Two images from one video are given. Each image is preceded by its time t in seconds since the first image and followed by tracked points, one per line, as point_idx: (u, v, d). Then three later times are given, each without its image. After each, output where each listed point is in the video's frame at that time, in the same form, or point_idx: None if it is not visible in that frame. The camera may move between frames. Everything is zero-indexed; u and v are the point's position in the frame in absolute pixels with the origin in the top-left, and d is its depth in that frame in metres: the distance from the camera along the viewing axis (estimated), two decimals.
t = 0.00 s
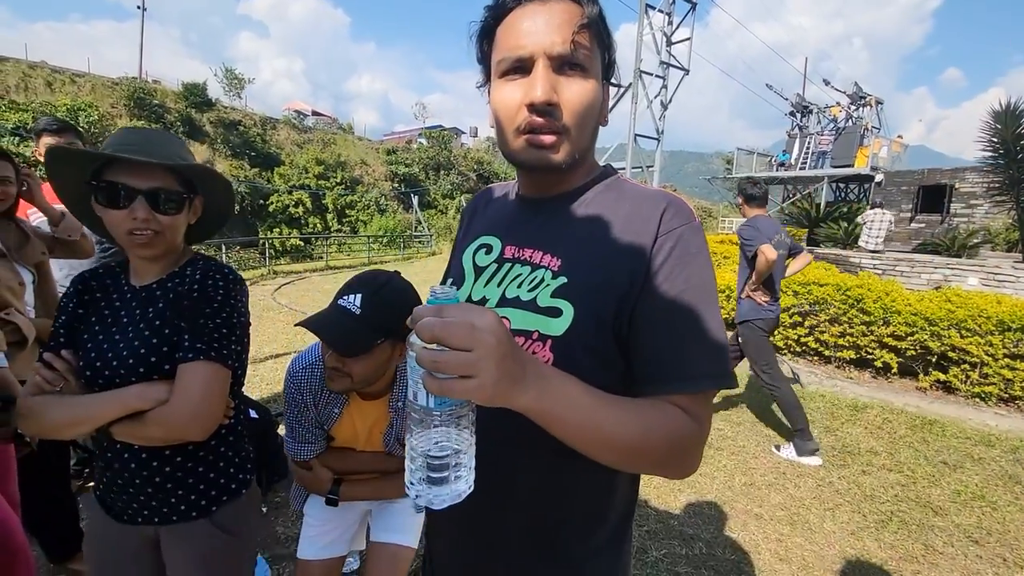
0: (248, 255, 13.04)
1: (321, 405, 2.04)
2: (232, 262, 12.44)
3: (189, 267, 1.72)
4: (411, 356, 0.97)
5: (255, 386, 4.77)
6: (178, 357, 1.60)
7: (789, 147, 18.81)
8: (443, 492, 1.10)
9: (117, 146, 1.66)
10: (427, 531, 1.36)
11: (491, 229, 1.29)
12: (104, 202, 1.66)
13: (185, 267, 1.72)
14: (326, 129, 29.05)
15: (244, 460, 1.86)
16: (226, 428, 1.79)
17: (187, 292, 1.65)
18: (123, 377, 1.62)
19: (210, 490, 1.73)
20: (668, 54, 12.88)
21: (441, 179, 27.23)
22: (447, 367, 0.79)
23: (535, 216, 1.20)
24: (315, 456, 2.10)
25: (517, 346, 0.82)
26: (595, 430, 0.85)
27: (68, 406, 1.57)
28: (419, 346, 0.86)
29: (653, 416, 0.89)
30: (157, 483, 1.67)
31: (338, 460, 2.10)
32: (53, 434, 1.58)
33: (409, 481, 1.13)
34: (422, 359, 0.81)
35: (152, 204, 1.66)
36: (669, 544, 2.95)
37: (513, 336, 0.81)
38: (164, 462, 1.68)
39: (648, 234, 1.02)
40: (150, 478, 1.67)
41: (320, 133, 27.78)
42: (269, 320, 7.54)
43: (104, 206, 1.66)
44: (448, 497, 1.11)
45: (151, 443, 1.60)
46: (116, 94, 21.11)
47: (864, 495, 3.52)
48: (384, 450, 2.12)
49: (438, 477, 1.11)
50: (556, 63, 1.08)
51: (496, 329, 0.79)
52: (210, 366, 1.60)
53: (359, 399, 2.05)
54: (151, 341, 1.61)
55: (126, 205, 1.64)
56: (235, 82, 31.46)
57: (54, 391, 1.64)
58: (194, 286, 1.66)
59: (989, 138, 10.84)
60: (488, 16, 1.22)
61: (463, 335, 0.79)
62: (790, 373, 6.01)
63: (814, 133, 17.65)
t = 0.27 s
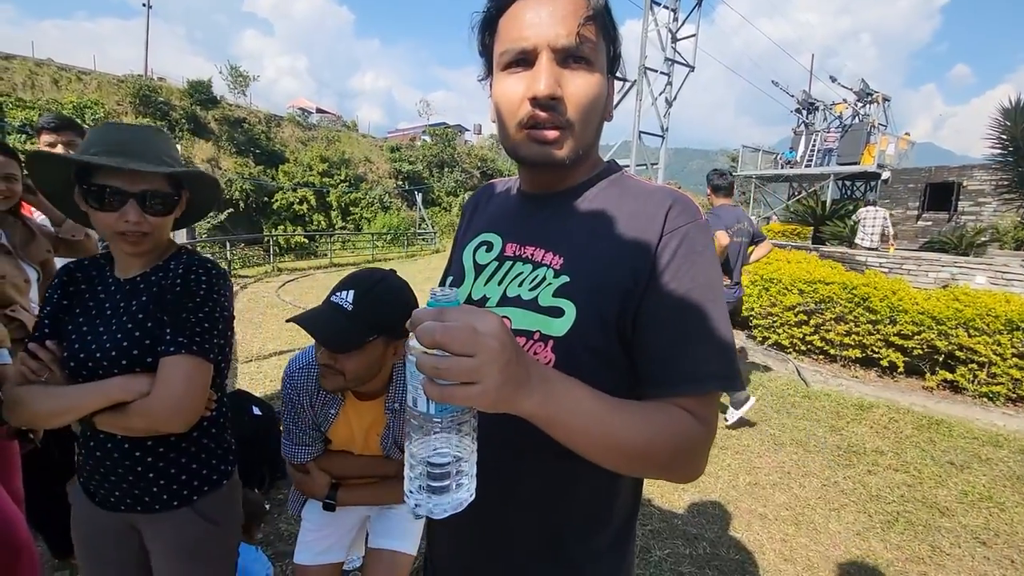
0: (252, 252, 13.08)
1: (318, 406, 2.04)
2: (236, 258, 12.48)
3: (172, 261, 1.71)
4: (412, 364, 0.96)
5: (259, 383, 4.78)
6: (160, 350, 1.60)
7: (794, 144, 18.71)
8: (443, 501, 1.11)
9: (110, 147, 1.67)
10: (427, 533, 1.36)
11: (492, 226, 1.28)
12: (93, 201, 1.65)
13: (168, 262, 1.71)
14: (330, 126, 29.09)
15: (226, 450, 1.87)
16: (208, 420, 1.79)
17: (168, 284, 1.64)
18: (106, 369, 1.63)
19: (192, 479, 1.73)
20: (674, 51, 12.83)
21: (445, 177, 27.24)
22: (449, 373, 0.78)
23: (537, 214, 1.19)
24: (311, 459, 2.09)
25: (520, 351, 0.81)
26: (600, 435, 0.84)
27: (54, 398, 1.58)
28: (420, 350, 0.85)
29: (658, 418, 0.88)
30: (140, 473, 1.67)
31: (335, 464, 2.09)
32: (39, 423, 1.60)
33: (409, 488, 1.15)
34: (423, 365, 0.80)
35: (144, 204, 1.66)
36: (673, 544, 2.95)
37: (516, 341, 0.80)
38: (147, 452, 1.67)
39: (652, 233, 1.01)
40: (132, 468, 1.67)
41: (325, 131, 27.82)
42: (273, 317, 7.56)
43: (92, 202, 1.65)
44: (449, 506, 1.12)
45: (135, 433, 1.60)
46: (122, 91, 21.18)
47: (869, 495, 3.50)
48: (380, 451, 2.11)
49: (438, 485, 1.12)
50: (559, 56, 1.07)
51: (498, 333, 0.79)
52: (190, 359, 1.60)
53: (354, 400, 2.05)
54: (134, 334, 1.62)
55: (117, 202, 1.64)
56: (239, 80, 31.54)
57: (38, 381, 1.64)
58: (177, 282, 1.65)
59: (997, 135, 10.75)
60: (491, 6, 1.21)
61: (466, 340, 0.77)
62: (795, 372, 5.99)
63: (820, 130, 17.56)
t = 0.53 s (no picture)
0: (259, 249, 13.15)
1: (322, 371, 2.07)
2: (244, 256, 12.56)
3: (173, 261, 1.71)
4: (423, 361, 0.98)
5: (266, 380, 4.81)
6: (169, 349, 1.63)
7: (802, 142, 18.59)
8: (452, 502, 1.13)
9: (137, 156, 1.67)
10: (436, 531, 1.36)
11: (502, 224, 1.28)
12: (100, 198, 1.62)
13: (169, 262, 1.70)
14: (336, 124, 29.17)
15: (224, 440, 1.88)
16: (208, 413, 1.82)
17: (175, 283, 1.65)
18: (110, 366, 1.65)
19: (192, 465, 1.75)
20: (681, 48, 12.76)
21: (451, 175, 27.26)
22: (461, 373, 0.78)
23: (548, 211, 1.19)
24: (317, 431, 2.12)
25: (531, 351, 0.81)
26: (611, 436, 0.83)
27: (58, 394, 1.59)
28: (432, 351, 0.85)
29: (669, 419, 0.88)
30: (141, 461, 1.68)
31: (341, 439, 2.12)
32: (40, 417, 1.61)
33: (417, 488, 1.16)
34: (435, 366, 0.80)
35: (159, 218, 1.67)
36: (680, 542, 2.94)
37: (528, 342, 0.80)
38: (151, 442, 1.69)
39: (664, 233, 1.00)
40: (133, 458, 1.68)
41: (331, 129, 27.89)
42: (280, 314, 7.60)
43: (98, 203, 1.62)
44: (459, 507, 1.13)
45: (142, 428, 1.62)
46: (130, 89, 21.30)
47: (878, 495, 3.48)
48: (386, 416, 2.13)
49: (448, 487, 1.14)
50: (572, 51, 1.06)
51: (510, 334, 0.79)
52: (197, 357, 1.63)
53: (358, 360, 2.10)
54: (141, 334, 1.64)
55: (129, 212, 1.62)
56: (246, 78, 31.68)
57: (37, 376, 1.65)
58: (184, 283, 1.66)
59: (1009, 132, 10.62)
60: None
61: (478, 342, 0.78)
62: (803, 370, 5.95)
63: (829, 127, 17.43)
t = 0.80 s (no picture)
0: (268, 246, 13.24)
1: (329, 288, 2.31)
2: (253, 254, 12.65)
3: (190, 272, 1.77)
4: (446, 362, 0.98)
5: (275, 376, 4.85)
6: (186, 356, 1.71)
7: (813, 139, 18.43)
8: (470, 504, 1.13)
9: (188, 183, 1.69)
10: (446, 529, 1.37)
11: (516, 223, 1.27)
12: (144, 216, 1.61)
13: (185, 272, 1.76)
14: (345, 122, 29.28)
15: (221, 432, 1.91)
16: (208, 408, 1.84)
17: (198, 296, 1.75)
18: (126, 369, 1.68)
19: (191, 455, 1.76)
20: (690, 45, 12.69)
21: (459, 173, 27.28)
22: (486, 374, 0.78)
23: (564, 210, 1.19)
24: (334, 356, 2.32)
25: (553, 352, 0.81)
26: (630, 436, 0.84)
27: (75, 397, 1.61)
28: (454, 351, 0.85)
29: (685, 420, 0.88)
30: (143, 454, 1.69)
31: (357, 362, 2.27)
32: (51, 418, 1.62)
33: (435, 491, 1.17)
34: (458, 366, 0.80)
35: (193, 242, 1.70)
36: (688, 541, 2.93)
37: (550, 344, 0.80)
38: (161, 437, 1.71)
39: (682, 233, 1.00)
40: (139, 452, 1.69)
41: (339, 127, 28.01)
42: (289, 311, 7.66)
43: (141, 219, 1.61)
44: (477, 508, 1.12)
45: (156, 428, 1.68)
46: (141, 88, 21.48)
47: (889, 495, 3.45)
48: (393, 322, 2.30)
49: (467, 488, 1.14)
50: (590, 47, 1.06)
51: (534, 336, 0.79)
52: (215, 364, 1.73)
53: (360, 271, 2.33)
54: (161, 341, 1.69)
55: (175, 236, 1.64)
56: (255, 76, 31.86)
57: (45, 377, 1.65)
58: (200, 294, 1.76)
59: None
60: None
61: (503, 343, 0.78)
62: (813, 370, 5.91)
63: (840, 125, 17.26)
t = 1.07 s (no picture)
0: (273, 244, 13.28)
1: (328, 246, 2.32)
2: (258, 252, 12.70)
3: (202, 278, 1.79)
4: (452, 362, 0.97)
5: (280, 373, 4.87)
6: (191, 359, 1.73)
7: (818, 136, 18.34)
8: (478, 503, 1.10)
9: (224, 202, 1.72)
10: (451, 526, 1.38)
11: (519, 222, 1.27)
12: (180, 228, 1.63)
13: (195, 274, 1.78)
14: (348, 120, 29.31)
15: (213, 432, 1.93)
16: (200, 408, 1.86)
17: (208, 301, 1.78)
18: (130, 368, 1.69)
19: (185, 452, 1.79)
20: (693, 41, 12.65)
21: (462, 171, 27.27)
22: (492, 375, 0.78)
23: (567, 208, 1.19)
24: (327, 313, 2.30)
25: (558, 352, 0.81)
26: (634, 435, 0.84)
27: (79, 394, 1.62)
28: (460, 352, 0.85)
29: (690, 419, 0.89)
30: (138, 452, 1.70)
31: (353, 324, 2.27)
32: (53, 415, 1.63)
33: (441, 490, 1.11)
34: (465, 367, 0.80)
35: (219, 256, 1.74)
36: (690, 538, 2.93)
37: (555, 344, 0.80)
38: (156, 435, 1.73)
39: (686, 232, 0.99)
40: (135, 449, 1.70)
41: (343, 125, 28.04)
42: (294, 309, 7.69)
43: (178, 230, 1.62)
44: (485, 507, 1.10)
45: (157, 427, 1.70)
46: (145, 86, 21.55)
47: (892, 494, 3.44)
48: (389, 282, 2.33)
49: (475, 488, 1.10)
50: (594, 48, 1.06)
51: (538, 336, 0.79)
52: (218, 367, 1.76)
53: (360, 230, 2.35)
54: (168, 342, 1.72)
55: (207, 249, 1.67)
56: (259, 74, 31.93)
57: (46, 373, 1.65)
58: (208, 296, 1.78)
59: None
60: None
61: (509, 344, 0.78)
62: (816, 368, 5.89)
63: (845, 121, 17.17)
